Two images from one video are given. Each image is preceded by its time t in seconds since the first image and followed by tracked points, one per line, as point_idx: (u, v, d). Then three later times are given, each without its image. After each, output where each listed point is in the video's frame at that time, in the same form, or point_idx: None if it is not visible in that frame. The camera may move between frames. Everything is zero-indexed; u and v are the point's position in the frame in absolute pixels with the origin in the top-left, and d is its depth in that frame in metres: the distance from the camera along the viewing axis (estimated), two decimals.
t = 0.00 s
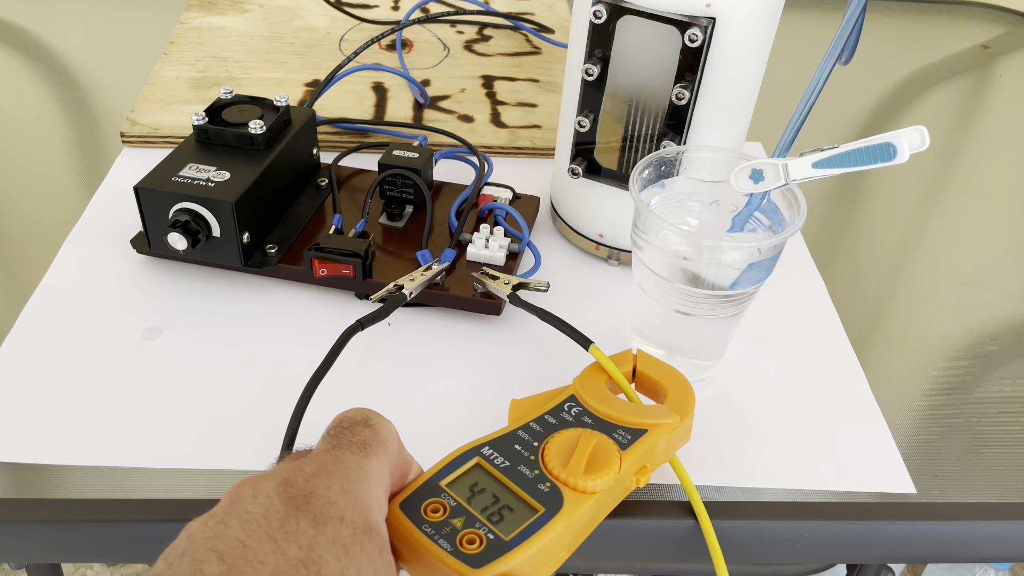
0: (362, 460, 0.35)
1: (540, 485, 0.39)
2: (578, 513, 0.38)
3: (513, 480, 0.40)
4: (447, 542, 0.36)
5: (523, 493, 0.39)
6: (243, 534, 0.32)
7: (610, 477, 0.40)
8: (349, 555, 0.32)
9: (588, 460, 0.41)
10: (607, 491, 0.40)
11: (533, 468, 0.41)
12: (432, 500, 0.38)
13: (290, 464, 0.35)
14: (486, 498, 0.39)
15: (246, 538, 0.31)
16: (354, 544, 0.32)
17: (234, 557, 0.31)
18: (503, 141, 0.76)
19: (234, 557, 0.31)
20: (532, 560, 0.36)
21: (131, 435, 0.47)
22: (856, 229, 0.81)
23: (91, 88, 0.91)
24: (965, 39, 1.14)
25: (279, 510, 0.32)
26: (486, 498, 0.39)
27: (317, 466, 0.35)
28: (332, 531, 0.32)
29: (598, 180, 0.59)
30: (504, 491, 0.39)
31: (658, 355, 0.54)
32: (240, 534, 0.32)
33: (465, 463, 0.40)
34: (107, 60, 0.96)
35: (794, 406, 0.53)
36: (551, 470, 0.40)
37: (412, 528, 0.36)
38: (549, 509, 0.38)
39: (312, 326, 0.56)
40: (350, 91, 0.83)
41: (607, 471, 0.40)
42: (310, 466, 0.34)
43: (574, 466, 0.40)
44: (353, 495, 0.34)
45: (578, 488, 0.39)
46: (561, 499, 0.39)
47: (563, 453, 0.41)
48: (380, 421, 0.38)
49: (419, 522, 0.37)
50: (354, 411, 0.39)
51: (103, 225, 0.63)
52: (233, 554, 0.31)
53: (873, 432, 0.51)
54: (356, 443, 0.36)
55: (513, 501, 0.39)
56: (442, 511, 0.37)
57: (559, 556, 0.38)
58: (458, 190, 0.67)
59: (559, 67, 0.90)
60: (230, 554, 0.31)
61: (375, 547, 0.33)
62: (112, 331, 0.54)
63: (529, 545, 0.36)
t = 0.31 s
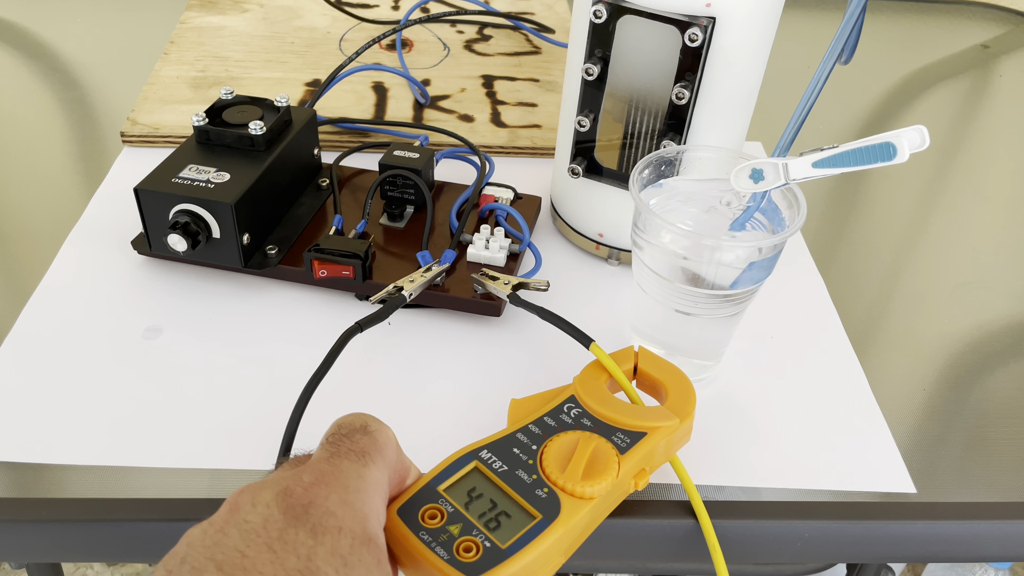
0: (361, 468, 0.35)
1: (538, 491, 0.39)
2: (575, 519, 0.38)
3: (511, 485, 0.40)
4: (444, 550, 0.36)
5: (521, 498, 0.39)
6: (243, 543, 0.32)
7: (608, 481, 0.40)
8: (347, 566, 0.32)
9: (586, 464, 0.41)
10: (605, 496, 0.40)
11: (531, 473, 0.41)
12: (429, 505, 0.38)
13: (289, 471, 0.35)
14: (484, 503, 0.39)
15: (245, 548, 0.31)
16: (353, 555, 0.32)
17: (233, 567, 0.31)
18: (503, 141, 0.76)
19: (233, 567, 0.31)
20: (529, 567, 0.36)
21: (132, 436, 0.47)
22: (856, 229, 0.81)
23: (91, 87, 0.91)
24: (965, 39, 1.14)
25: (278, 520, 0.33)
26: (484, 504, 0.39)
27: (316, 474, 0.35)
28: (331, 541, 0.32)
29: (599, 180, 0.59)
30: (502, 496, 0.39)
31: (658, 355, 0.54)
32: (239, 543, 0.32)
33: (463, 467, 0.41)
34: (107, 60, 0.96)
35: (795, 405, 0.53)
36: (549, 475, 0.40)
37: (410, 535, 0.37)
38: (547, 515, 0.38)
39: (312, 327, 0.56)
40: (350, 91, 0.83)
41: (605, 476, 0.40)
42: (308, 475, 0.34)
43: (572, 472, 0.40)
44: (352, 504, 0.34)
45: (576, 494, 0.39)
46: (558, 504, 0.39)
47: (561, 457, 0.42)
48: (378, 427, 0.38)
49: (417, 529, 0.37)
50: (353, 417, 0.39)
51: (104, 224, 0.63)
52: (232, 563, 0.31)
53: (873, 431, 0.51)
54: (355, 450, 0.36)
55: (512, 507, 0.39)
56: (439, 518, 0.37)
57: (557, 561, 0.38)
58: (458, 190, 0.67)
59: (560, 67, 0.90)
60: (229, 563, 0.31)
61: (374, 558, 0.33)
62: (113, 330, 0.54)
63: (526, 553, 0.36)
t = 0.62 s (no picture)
0: (361, 468, 0.35)
1: (538, 491, 0.39)
2: (575, 518, 0.38)
3: (511, 485, 0.40)
4: (444, 550, 0.36)
5: (521, 498, 0.39)
6: (243, 542, 0.32)
7: (609, 481, 0.40)
8: (346, 565, 0.32)
9: (586, 464, 0.41)
10: (605, 496, 0.40)
11: (531, 472, 0.41)
12: (430, 505, 0.38)
13: (289, 470, 0.35)
14: (484, 503, 0.39)
15: (245, 547, 0.31)
16: (352, 554, 0.32)
17: (233, 565, 0.31)
18: (503, 141, 0.76)
19: (232, 566, 0.31)
20: (530, 566, 0.36)
21: (133, 435, 0.47)
22: (856, 229, 0.81)
23: (92, 87, 0.91)
24: (965, 39, 1.14)
25: (278, 519, 0.33)
26: (484, 503, 0.39)
27: (316, 473, 0.35)
28: (330, 541, 0.32)
29: (599, 180, 0.59)
30: (502, 496, 0.39)
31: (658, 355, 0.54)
32: (239, 542, 0.32)
33: (463, 466, 0.41)
34: (108, 60, 0.96)
35: (795, 405, 0.53)
36: (549, 475, 0.40)
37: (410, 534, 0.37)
38: (547, 515, 0.38)
39: (312, 327, 0.56)
40: (350, 91, 0.83)
41: (605, 476, 0.40)
42: (309, 474, 0.34)
43: (572, 471, 0.40)
44: (352, 504, 0.34)
45: (576, 494, 0.39)
46: (559, 504, 0.39)
47: (561, 457, 0.42)
48: (378, 427, 0.38)
49: (417, 529, 0.37)
50: (353, 417, 0.39)
51: (104, 224, 0.63)
52: (231, 561, 0.31)
53: (873, 431, 0.51)
54: (355, 450, 0.36)
55: (512, 506, 0.39)
56: (439, 518, 0.37)
57: (557, 560, 0.38)
58: (459, 190, 0.67)
59: (560, 67, 0.90)
60: (229, 561, 0.31)
61: (373, 557, 0.33)
62: (113, 330, 0.54)
63: (526, 553, 0.36)
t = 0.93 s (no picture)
0: (361, 468, 0.35)
1: (538, 491, 0.39)
2: (575, 519, 0.38)
3: (511, 485, 0.40)
4: (444, 550, 0.36)
5: (521, 498, 0.39)
6: (243, 541, 0.32)
7: (608, 481, 0.40)
8: (345, 565, 0.32)
9: (586, 464, 0.41)
10: (605, 496, 0.40)
11: (531, 473, 0.41)
12: (429, 505, 0.38)
13: (289, 470, 0.35)
14: (484, 503, 0.39)
15: (245, 546, 0.31)
16: (352, 554, 0.32)
17: (233, 565, 0.31)
18: (503, 141, 0.76)
19: (232, 565, 0.31)
20: (530, 566, 0.36)
21: (133, 435, 0.47)
22: (856, 229, 0.81)
23: (92, 87, 0.91)
24: (965, 39, 1.14)
25: (278, 518, 0.33)
26: (484, 504, 0.39)
27: (316, 473, 0.35)
28: (330, 540, 0.32)
29: (599, 180, 0.59)
30: (502, 497, 0.39)
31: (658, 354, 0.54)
32: (238, 542, 0.32)
33: (463, 467, 0.41)
34: (108, 60, 0.96)
35: (795, 405, 0.53)
36: (549, 475, 0.40)
37: (410, 535, 0.36)
38: (547, 515, 0.38)
39: (312, 327, 0.56)
40: (350, 91, 0.83)
41: (605, 476, 0.40)
42: (309, 474, 0.34)
43: (572, 472, 0.40)
44: (352, 503, 0.34)
45: (576, 494, 0.39)
46: (558, 504, 0.39)
47: (561, 457, 0.42)
48: (378, 427, 0.38)
49: (417, 529, 0.37)
50: (353, 417, 0.39)
51: (104, 224, 0.63)
52: (231, 561, 0.31)
53: (873, 431, 0.51)
54: (355, 450, 0.36)
55: (512, 507, 0.39)
56: (439, 518, 0.37)
57: (557, 560, 0.38)
58: (459, 190, 0.67)
59: (560, 67, 0.90)
60: (229, 561, 0.31)
61: (373, 557, 0.33)
62: (114, 330, 0.54)
63: (526, 553, 0.36)
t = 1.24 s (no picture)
0: (361, 468, 0.35)
1: (538, 492, 0.39)
2: (575, 519, 0.38)
3: (511, 486, 0.40)
4: (444, 551, 0.36)
5: (521, 499, 0.39)
6: (243, 541, 0.32)
7: (609, 481, 0.40)
8: (345, 565, 0.32)
9: (586, 465, 0.41)
10: (605, 496, 0.40)
11: (531, 474, 0.41)
12: (429, 506, 0.38)
13: (289, 470, 0.35)
14: (484, 504, 0.39)
15: (245, 547, 0.31)
16: (352, 554, 0.32)
17: (233, 565, 0.31)
18: (503, 141, 0.76)
19: (232, 566, 0.31)
20: (530, 567, 0.37)
21: (133, 435, 0.47)
22: (856, 229, 0.81)
23: (92, 87, 0.91)
24: (966, 39, 1.14)
25: (278, 519, 0.33)
26: (484, 504, 0.39)
27: (316, 473, 0.35)
28: (330, 541, 0.32)
29: (599, 180, 0.59)
30: (502, 497, 0.39)
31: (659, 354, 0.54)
32: (239, 542, 0.32)
33: (463, 467, 0.41)
34: (109, 60, 0.96)
35: (795, 405, 0.53)
36: (549, 475, 0.40)
37: (410, 536, 0.36)
38: (547, 516, 0.38)
39: (312, 326, 0.56)
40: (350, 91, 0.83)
41: (605, 477, 0.40)
42: (309, 474, 0.34)
43: (572, 472, 0.40)
44: (352, 504, 0.34)
45: (576, 494, 0.39)
46: (558, 505, 0.39)
47: (561, 458, 0.42)
48: (378, 428, 0.38)
49: (417, 530, 0.37)
50: (353, 417, 0.39)
51: (105, 224, 0.63)
52: (231, 561, 0.31)
53: (872, 432, 0.51)
54: (355, 450, 0.36)
55: (511, 508, 0.39)
56: (439, 519, 0.37)
57: (557, 561, 0.38)
58: (459, 190, 0.67)
59: (560, 67, 0.90)
60: (229, 562, 0.31)
61: (373, 557, 0.33)
62: (114, 330, 0.54)
63: (526, 554, 0.36)
